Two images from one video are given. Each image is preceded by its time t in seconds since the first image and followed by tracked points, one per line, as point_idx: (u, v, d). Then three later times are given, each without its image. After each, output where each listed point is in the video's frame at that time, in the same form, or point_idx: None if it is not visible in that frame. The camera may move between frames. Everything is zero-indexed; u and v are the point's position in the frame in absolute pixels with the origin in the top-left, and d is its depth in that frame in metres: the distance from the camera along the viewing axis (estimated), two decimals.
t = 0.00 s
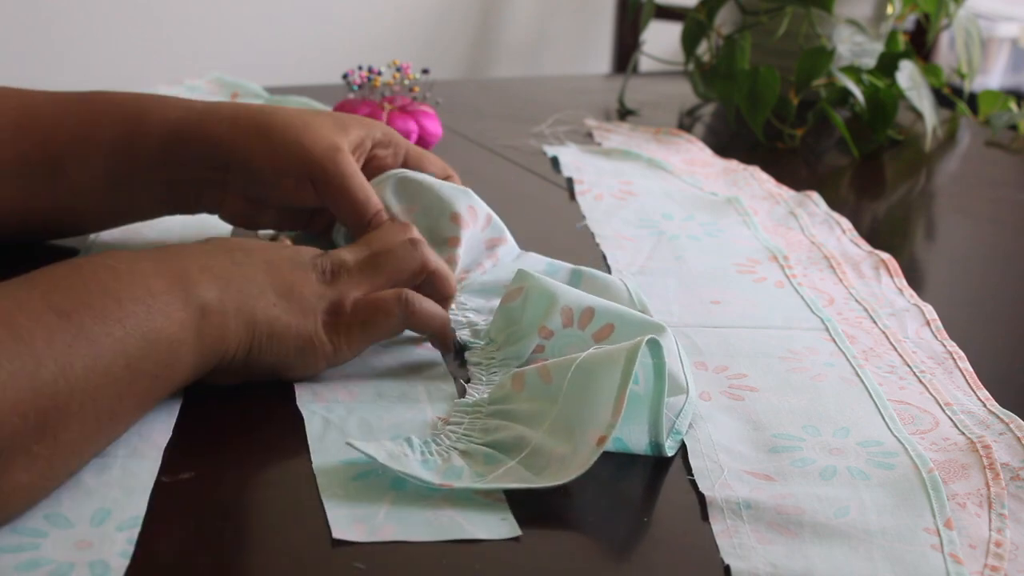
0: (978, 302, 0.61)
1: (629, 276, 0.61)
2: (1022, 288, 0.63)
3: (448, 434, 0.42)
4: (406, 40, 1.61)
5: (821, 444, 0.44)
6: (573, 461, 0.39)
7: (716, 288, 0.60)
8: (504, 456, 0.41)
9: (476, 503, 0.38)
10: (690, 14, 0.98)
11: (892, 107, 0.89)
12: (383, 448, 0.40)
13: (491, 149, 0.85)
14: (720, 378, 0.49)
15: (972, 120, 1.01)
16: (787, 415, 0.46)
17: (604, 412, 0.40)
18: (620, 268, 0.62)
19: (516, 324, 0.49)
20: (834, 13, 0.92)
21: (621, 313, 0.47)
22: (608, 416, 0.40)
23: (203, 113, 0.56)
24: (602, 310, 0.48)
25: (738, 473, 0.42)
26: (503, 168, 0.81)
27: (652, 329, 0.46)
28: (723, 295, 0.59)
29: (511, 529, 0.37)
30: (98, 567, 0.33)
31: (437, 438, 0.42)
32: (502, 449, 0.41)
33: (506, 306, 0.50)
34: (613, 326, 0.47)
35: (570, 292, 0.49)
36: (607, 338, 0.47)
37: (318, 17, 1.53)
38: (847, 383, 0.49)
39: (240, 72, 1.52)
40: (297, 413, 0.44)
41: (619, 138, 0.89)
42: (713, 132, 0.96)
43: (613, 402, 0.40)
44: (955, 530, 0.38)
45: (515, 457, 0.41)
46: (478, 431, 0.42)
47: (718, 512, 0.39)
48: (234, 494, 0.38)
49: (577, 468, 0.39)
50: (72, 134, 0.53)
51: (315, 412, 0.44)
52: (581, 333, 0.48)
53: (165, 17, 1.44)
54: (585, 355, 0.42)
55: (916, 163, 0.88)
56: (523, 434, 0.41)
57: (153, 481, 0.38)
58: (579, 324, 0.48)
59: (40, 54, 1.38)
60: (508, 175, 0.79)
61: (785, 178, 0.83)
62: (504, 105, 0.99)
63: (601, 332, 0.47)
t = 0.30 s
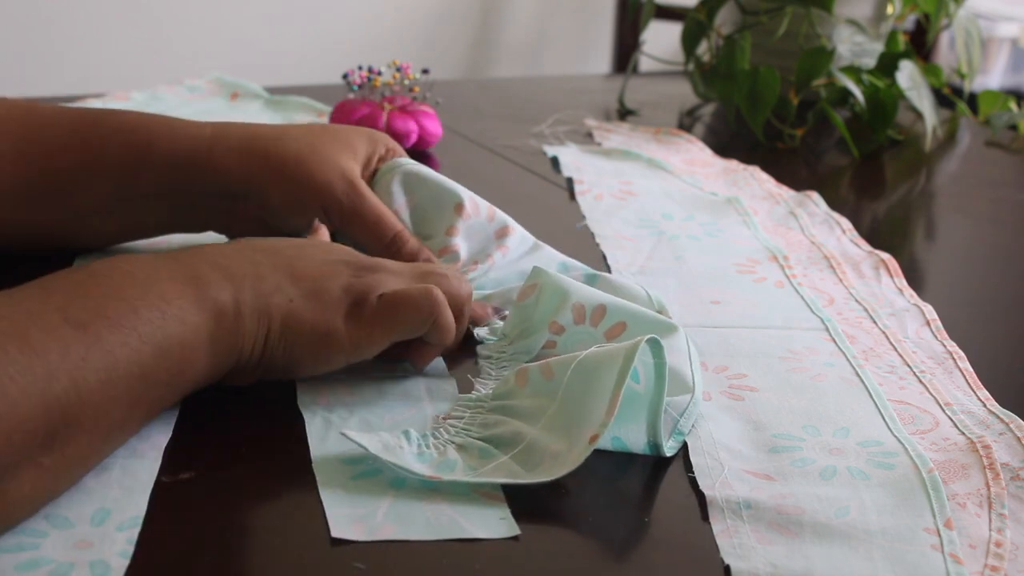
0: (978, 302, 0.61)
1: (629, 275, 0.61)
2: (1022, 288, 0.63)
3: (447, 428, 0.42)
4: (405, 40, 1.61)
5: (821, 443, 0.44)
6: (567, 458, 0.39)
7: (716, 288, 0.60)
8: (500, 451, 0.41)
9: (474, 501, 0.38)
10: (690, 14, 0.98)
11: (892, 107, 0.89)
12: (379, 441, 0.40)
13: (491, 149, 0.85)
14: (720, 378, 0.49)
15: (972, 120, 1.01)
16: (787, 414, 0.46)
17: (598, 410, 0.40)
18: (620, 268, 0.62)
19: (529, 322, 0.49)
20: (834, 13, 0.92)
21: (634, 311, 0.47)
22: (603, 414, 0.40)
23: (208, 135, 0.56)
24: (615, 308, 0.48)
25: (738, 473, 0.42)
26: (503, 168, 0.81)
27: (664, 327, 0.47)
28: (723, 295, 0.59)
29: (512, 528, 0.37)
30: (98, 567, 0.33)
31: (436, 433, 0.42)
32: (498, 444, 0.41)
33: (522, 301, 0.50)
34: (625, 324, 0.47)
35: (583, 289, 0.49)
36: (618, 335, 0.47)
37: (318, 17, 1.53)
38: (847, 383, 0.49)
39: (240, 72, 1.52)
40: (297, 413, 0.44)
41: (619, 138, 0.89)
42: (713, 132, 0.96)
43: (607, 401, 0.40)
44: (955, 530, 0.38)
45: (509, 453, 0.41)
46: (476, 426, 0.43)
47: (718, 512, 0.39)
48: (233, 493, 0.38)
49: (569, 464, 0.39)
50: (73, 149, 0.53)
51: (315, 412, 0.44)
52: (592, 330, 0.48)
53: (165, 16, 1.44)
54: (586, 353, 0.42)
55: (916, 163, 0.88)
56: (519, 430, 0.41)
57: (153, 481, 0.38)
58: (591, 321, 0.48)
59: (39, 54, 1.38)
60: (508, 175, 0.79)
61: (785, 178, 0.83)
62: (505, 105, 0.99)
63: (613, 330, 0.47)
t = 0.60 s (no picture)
0: (978, 302, 0.61)
1: (629, 275, 0.61)
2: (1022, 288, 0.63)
3: (446, 428, 0.42)
4: (405, 40, 1.61)
5: (821, 443, 0.44)
6: (566, 457, 0.39)
7: (716, 288, 0.60)
8: (499, 450, 0.41)
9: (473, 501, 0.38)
10: (690, 14, 0.98)
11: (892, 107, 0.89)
12: (378, 440, 0.40)
13: (490, 149, 0.85)
14: (720, 378, 0.49)
15: (972, 120, 1.01)
16: (787, 414, 0.46)
17: (597, 408, 0.40)
18: (620, 268, 0.62)
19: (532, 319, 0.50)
20: (834, 13, 0.92)
21: (636, 316, 0.47)
22: (601, 412, 0.40)
23: (120, 119, 0.43)
24: (615, 313, 0.47)
25: (738, 473, 0.42)
26: (503, 168, 0.81)
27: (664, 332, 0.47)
28: (723, 295, 0.59)
29: (511, 527, 0.37)
30: (102, 570, 0.34)
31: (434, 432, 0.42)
32: (496, 443, 0.41)
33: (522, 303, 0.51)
34: (625, 328, 0.47)
35: (587, 294, 0.49)
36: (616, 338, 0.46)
37: (318, 17, 1.53)
38: (847, 383, 0.49)
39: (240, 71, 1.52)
40: (294, 414, 0.44)
41: (619, 138, 0.89)
42: (713, 132, 0.96)
43: (606, 399, 0.40)
44: (955, 530, 0.38)
45: (508, 452, 0.41)
46: (474, 425, 0.43)
47: (718, 512, 0.39)
48: (232, 492, 0.38)
49: (568, 462, 0.39)
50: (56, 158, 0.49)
51: (314, 413, 0.44)
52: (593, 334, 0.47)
53: (166, 16, 1.44)
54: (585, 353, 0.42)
55: (916, 163, 0.88)
56: (518, 429, 0.41)
57: (149, 484, 0.38)
58: (591, 325, 0.47)
59: (40, 54, 1.38)
60: (509, 175, 0.79)
61: (785, 178, 0.83)
62: (505, 105, 0.99)
63: (613, 334, 0.47)
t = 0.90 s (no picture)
0: (978, 302, 0.61)
1: (629, 276, 0.61)
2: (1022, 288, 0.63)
3: (446, 436, 0.42)
4: (406, 40, 1.61)
5: (821, 443, 0.44)
6: (568, 474, 0.39)
7: (716, 288, 0.60)
8: (498, 460, 0.41)
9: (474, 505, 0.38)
10: (690, 14, 0.98)
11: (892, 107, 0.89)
12: (378, 451, 0.40)
13: (490, 149, 0.85)
14: (720, 378, 0.49)
15: (972, 120, 1.01)
16: (787, 414, 0.46)
17: (603, 426, 0.39)
18: (620, 268, 0.62)
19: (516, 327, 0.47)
20: (834, 13, 0.92)
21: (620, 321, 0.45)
22: (607, 430, 0.39)
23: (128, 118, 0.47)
24: (603, 319, 0.45)
25: (738, 473, 0.42)
26: (503, 168, 0.81)
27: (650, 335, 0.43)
28: (723, 295, 0.59)
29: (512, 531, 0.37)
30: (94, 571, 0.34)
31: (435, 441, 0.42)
32: (497, 455, 0.41)
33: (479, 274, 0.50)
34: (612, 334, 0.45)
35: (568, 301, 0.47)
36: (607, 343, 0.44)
37: (317, 16, 1.53)
38: (847, 383, 0.49)
39: (240, 71, 1.52)
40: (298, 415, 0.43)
41: (619, 138, 0.89)
42: (713, 132, 0.96)
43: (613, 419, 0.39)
44: (955, 530, 0.38)
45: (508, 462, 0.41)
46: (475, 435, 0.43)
47: (718, 512, 0.39)
48: (227, 493, 0.38)
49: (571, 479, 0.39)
50: (45, 133, 0.46)
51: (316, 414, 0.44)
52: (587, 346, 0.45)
53: (166, 16, 1.44)
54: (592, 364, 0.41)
55: (916, 163, 0.88)
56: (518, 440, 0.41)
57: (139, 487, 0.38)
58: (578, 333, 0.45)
59: (40, 54, 1.38)
60: (509, 176, 0.79)
61: (785, 178, 0.83)
62: (505, 105, 0.99)
63: (599, 341, 0.45)
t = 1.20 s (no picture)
0: (978, 302, 0.61)
1: (629, 275, 0.61)
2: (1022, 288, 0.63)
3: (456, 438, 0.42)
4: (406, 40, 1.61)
5: (821, 444, 0.44)
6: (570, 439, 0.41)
7: (716, 288, 0.60)
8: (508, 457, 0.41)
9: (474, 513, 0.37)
10: (690, 14, 0.98)
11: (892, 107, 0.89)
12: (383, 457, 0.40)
13: (490, 149, 0.85)
14: (719, 378, 0.49)
15: (971, 120, 1.01)
16: (787, 414, 0.46)
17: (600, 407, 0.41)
18: (620, 268, 0.62)
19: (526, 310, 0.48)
20: (834, 13, 0.92)
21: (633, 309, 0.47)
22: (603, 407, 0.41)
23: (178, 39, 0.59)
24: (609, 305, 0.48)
25: (738, 473, 0.42)
26: (503, 168, 0.81)
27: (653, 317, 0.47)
28: (723, 295, 0.59)
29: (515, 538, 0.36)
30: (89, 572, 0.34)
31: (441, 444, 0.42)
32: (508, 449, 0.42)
33: (450, 215, 0.54)
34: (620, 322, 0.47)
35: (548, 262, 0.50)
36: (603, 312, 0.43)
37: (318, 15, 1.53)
38: (847, 383, 0.49)
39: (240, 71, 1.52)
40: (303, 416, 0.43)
41: (619, 138, 0.89)
42: (713, 132, 0.96)
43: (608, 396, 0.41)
44: (955, 530, 0.38)
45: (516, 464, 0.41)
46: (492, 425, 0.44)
47: (718, 512, 0.39)
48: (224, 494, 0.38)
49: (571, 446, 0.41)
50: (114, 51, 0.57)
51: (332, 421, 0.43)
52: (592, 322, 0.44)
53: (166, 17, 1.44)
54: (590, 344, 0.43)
55: (916, 163, 0.88)
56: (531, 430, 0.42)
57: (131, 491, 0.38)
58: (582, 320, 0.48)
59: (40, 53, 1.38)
60: (509, 176, 0.79)
61: (785, 178, 0.83)
62: (505, 105, 0.99)
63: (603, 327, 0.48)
